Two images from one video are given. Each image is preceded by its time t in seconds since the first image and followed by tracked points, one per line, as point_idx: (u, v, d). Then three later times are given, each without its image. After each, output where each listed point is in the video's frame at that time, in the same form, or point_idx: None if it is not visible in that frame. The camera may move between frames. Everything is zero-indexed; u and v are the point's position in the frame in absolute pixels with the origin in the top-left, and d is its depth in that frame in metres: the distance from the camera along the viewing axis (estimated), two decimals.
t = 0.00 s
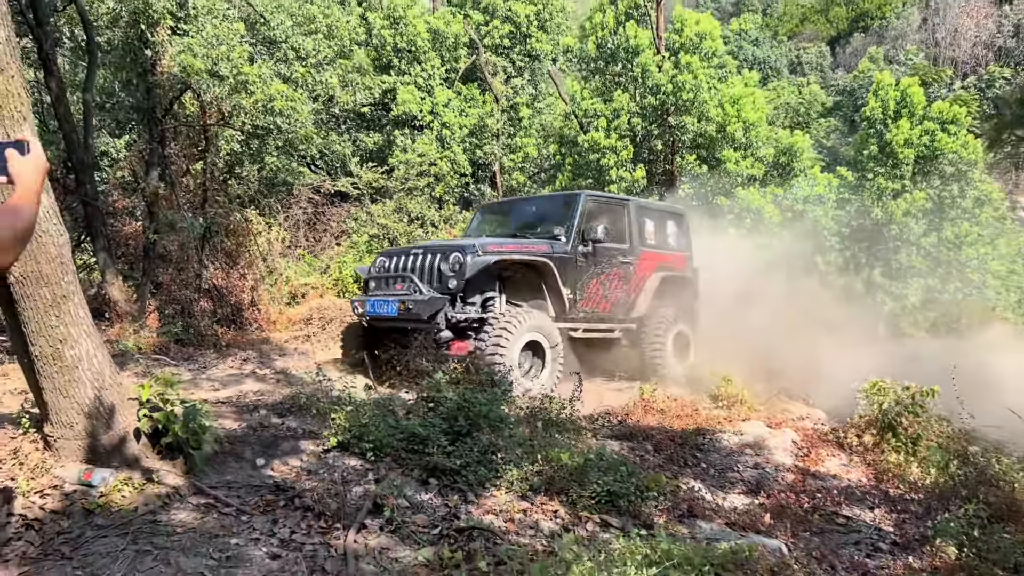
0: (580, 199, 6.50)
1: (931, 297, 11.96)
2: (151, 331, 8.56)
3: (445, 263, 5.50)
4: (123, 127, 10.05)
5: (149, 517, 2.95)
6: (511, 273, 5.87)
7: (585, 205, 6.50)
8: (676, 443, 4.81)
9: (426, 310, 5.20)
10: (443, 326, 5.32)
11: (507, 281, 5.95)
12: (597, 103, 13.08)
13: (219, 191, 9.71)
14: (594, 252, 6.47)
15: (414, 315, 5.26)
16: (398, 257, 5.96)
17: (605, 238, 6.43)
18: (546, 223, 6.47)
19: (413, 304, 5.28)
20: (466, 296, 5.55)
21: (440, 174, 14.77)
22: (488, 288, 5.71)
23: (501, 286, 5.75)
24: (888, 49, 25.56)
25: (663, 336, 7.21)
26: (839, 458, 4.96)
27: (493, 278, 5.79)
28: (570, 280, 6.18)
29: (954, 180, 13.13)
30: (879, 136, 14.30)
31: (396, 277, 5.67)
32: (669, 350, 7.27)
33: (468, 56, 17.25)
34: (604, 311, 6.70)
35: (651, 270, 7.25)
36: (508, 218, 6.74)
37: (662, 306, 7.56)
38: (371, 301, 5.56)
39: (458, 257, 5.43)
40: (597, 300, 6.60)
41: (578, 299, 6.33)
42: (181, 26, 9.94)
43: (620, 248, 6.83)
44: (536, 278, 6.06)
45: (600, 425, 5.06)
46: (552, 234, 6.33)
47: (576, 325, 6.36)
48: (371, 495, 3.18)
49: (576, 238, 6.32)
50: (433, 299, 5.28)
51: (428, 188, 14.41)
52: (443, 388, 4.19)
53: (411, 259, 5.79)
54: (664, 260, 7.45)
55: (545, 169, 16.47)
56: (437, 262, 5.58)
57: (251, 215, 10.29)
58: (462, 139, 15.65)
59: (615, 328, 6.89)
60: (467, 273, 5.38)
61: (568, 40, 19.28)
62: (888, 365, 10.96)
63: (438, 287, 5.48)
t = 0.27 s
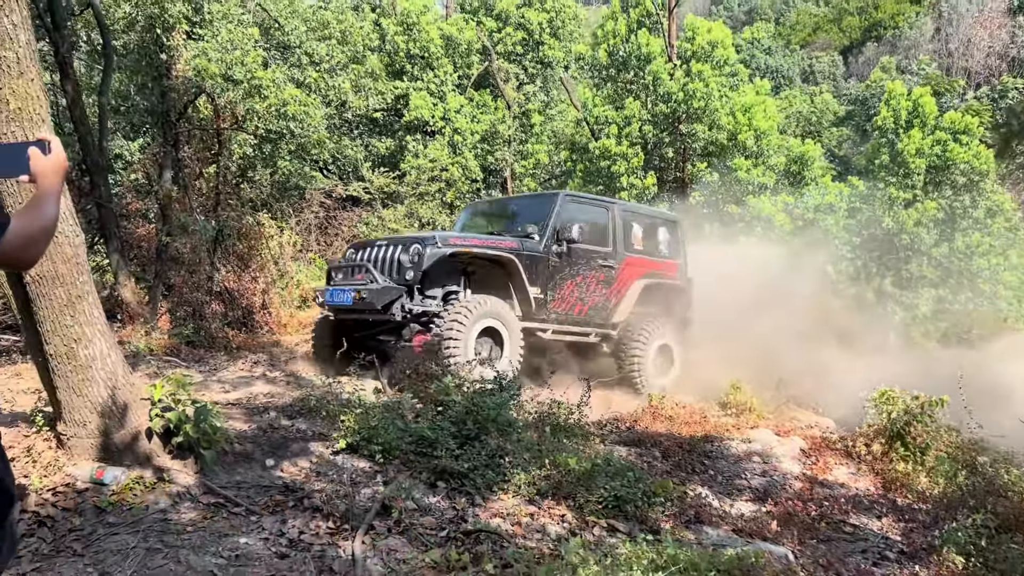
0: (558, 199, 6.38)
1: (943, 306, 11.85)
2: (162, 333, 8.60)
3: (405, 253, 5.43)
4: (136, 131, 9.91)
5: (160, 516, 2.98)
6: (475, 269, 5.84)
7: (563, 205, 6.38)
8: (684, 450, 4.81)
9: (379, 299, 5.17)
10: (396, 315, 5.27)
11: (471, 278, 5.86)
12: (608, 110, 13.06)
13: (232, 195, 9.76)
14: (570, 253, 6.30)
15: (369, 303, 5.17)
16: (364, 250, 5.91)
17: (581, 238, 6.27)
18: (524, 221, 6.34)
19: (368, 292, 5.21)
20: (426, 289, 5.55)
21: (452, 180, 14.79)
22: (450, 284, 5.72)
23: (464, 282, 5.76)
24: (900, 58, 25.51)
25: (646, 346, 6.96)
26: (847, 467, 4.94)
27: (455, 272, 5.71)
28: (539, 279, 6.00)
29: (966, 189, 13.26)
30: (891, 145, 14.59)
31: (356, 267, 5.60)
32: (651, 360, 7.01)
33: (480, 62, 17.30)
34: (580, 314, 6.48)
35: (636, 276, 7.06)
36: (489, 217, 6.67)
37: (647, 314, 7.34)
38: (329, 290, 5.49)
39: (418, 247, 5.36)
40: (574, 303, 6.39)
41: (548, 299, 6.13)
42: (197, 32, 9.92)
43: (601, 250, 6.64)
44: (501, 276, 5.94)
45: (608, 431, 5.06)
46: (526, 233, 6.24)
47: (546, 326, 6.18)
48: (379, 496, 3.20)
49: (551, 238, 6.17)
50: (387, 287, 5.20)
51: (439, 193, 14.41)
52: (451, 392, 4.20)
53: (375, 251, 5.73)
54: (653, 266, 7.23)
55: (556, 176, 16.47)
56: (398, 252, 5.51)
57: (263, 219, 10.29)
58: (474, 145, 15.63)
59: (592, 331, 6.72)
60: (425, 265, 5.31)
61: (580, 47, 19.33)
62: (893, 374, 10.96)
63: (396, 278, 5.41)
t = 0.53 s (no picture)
0: (532, 205, 5.96)
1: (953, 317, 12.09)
2: (173, 334, 8.62)
3: (356, 260, 5.13)
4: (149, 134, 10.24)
5: (170, 513, 3.00)
6: (432, 278, 5.52)
7: (536, 211, 5.96)
8: (692, 457, 4.80)
9: (321, 309, 4.99)
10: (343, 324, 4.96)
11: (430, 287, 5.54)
12: (619, 117, 13.01)
13: (243, 199, 9.82)
14: (538, 263, 5.90)
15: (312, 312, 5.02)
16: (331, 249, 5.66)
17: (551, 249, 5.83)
18: (493, 225, 5.95)
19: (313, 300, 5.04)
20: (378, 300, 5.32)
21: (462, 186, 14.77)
22: (404, 292, 5.52)
23: (420, 291, 5.52)
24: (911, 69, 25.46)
25: (619, 360, 6.57)
26: (854, 477, 4.93)
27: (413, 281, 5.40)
28: (500, 290, 5.63)
29: (978, 202, 13.19)
30: (902, 156, 15.21)
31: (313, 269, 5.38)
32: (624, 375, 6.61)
33: (492, 69, 17.34)
34: (547, 327, 6.09)
35: (616, 287, 6.60)
36: (463, 216, 6.27)
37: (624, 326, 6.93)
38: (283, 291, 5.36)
39: (368, 255, 5.04)
40: (539, 316, 6.01)
41: (510, 312, 5.76)
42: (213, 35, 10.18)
43: (575, 260, 6.22)
44: (460, 288, 5.56)
45: (616, 438, 5.06)
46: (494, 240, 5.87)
47: (505, 340, 5.82)
48: (387, 497, 3.22)
49: (517, 248, 5.77)
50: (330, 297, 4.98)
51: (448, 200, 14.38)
52: (460, 396, 4.21)
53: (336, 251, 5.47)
54: (635, 278, 6.77)
55: (566, 183, 16.47)
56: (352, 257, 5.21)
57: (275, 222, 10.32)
58: (485, 151, 15.61)
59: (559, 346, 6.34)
60: (373, 275, 5.00)
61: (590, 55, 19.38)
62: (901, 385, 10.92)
63: (346, 286, 5.15)
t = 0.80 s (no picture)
0: (504, 205, 5.77)
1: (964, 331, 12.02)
2: (183, 336, 8.67)
3: (318, 259, 5.04)
4: (163, 138, 10.25)
5: (180, 513, 3.02)
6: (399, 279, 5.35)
7: (508, 211, 5.77)
8: (699, 467, 4.78)
9: (281, 307, 4.91)
10: (304, 324, 4.91)
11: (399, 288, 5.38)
12: (630, 127, 12.94)
13: (255, 203, 9.88)
14: (510, 264, 5.71)
15: (271, 311, 4.93)
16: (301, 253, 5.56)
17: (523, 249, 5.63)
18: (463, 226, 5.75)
19: (272, 299, 4.96)
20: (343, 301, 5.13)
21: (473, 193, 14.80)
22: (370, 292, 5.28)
23: (386, 291, 5.30)
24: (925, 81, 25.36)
25: (595, 366, 6.35)
26: (862, 490, 4.90)
27: (380, 282, 5.28)
28: (469, 291, 5.44)
29: (991, 216, 13.11)
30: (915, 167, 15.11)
31: (277, 271, 5.30)
32: (602, 380, 6.40)
33: (505, 77, 17.39)
34: (519, 330, 5.89)
35: (594, 290, 6.38)
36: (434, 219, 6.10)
37: (603, 331, 6.71)
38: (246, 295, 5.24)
39: (330, 253, 4.97)
40: (512, 319, 5.81)
41: (479, 315, 5.56)
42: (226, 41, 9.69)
43: (549, 261, 6.01)
44: (427, 288, 5.36)
45: (623, 447, 5.04)
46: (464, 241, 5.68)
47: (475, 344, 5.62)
48: (395, 501, 3.23)
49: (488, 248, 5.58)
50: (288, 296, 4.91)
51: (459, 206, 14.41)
52: (468, 402, 4.21)
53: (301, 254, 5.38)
54: (614, 280, 6.54)
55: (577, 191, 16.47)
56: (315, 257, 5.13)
57: (286, 226, 10.38)
58: (496, 158, 15.63)
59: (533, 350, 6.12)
60: (334, 272, 4.92)
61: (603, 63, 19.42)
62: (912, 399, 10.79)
63: (308, 286, 5.08)
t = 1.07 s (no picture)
0: (490, 203, 5.76)
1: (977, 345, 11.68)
2: (195, 337, 8.72)
3: (300, 251, 4.95)
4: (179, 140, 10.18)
5: (191, 511, 3.05)
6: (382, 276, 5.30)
7: (495, 210, 5.76)
8: (709, 476, 4.76)
9: (260, 300, 4.80)
10: (281, 318, 4.83)
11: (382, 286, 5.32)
12: (643, 135, 12.66)
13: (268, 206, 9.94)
14: (495, 263, 5.68)
15: (249, 304, 4.82)
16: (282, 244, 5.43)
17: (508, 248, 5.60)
18: (449, 224, 5.74)
19: (251, 291, 4.85)
20: (322, 294, 5.04)
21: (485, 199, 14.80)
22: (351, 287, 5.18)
23: (368, 287, 5.19)
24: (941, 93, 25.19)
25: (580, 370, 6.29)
26: (873, 502, 4.86)
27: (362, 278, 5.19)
28: (452, 289, 5.40)
29: (1008, 229, 12.99)
30: (930, 180, 15.06)
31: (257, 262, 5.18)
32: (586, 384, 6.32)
33: (519, 84, 17.40)
34: (502, 331, 5.85)
35: (580, 293, 6.37)
36: (419, 218, 6.08)
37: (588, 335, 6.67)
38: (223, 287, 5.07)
39: (312, 246, 4.88)
40: (496, 319, 5.78)
41: (463, 314, 5.52)
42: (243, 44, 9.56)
43: (535, 262, 5.98)
44: (411, 286, 5.32)
45: (632, 454, 5.02)
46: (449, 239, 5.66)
47: (459, 344, 5.60)
48: (404, 504, 3.24)
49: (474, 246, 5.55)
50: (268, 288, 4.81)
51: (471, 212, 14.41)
52: (479, 406, 4.22)
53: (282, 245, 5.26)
54: (600, 284, 6.55)
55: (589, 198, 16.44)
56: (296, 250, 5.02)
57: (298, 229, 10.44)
58: (509, 165, 15.60)
59: (517, 351, 6.09)
60: (314, 266, 4.83)
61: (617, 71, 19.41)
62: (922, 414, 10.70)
63: (289, 279, 4.98)
